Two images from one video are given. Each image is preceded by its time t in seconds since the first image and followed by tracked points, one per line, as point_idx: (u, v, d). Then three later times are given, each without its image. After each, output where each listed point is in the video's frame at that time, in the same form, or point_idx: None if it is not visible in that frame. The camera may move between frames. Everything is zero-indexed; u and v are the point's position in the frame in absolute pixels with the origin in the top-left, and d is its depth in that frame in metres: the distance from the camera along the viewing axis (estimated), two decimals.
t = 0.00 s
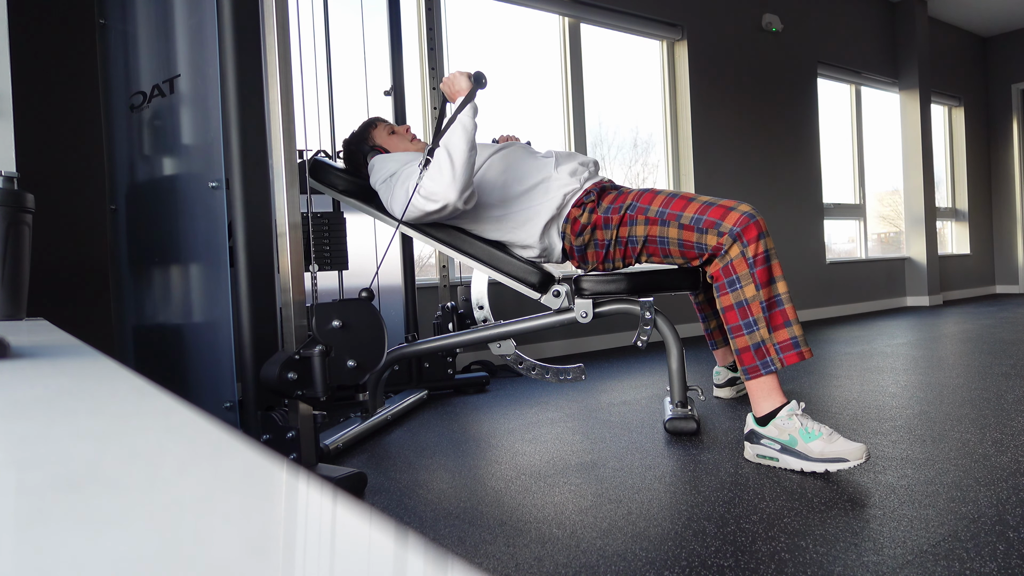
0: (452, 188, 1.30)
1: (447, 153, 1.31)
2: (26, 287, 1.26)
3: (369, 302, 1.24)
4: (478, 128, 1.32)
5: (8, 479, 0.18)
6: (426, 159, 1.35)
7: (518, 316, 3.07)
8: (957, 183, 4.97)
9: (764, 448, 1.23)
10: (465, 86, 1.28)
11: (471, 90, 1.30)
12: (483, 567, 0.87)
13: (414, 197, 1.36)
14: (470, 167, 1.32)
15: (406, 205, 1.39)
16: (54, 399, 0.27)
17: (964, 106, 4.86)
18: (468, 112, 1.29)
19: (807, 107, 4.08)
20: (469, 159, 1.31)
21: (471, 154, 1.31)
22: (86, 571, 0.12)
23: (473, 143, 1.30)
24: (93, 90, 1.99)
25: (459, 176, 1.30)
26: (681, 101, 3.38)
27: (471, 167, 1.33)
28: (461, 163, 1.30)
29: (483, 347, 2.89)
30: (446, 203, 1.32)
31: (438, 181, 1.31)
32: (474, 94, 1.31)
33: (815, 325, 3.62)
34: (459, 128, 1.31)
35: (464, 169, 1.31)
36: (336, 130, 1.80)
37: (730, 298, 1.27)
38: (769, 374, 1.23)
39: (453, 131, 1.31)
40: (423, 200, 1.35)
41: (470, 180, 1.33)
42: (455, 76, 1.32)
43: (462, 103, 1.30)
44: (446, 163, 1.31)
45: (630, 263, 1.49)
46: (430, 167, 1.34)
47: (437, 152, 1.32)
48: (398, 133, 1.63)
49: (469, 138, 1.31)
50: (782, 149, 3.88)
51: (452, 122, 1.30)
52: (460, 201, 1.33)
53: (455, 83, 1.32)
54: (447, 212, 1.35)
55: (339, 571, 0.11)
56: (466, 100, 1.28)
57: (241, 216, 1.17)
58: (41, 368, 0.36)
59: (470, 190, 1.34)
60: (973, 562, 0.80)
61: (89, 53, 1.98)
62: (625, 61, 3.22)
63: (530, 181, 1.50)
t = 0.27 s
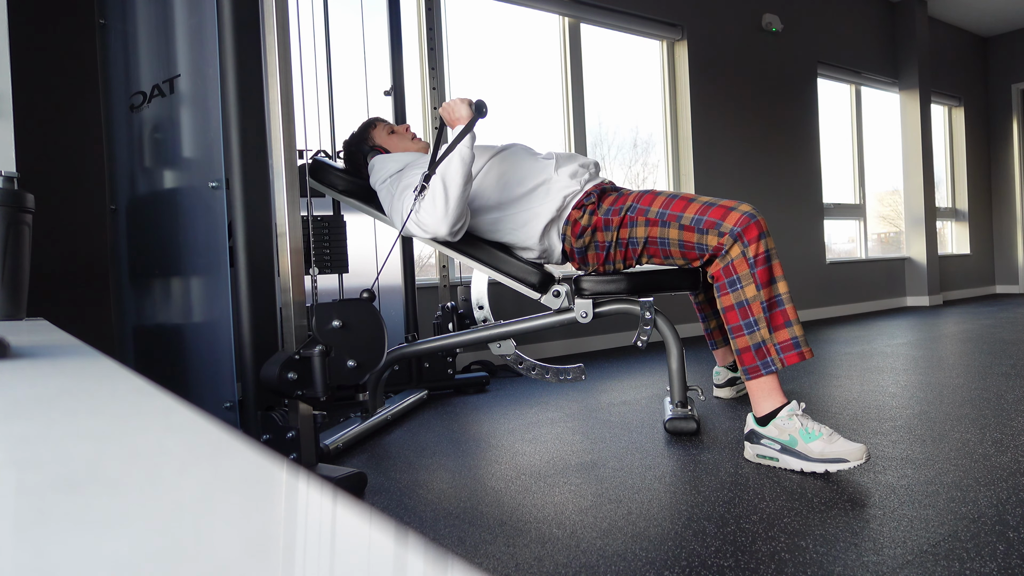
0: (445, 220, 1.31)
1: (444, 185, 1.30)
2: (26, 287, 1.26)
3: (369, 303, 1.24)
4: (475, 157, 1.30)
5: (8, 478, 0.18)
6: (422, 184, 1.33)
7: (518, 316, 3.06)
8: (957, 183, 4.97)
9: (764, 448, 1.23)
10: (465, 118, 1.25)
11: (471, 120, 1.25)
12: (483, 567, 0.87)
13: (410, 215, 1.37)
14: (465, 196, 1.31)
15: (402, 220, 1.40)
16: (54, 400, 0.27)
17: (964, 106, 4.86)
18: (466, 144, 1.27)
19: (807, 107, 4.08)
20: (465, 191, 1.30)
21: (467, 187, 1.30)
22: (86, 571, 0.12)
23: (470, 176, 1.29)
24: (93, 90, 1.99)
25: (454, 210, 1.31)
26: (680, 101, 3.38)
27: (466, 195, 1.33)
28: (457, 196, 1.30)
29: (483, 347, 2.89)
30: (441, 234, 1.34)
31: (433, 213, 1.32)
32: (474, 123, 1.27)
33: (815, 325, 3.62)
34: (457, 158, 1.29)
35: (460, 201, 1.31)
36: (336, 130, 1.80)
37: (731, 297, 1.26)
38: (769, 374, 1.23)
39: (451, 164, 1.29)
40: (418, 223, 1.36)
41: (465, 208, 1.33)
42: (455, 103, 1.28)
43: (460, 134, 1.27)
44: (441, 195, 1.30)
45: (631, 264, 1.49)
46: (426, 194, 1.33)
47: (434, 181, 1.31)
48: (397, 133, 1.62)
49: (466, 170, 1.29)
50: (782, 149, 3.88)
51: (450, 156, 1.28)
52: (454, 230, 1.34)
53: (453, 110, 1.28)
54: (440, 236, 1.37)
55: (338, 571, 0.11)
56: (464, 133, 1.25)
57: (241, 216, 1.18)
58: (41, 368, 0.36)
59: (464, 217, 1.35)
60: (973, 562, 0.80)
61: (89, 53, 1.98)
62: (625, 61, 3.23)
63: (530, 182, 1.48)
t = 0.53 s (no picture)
0: (442, 233, 1.32)
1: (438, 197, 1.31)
2: (26, 287, 1.26)
3: (370, 303, 1.24)
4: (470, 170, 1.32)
5: (8, 478, 0.18)
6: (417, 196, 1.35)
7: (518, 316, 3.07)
8: (957, 183, 4.98)
9: (764, 448, 1.23)
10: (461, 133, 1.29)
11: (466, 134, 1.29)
12: (483, 567, 0.87)
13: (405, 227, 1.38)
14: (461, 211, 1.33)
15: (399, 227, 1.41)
16: (55, 399, 0.27)
17: (964, 106, 4.86)
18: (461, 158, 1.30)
19: (807, 107, 4.08)
20: (460, 205, 1.32)
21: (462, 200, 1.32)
22: (87, 572, 0.12)
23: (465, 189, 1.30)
24: (93, 90, 1.99)
25: (448, 223, 1.32)
26: (680, 101, 3.38)
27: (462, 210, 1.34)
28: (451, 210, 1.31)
29: (484, 347, 2.89)
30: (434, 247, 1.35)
31: (427, 225, 1.33)
32: (469, 137, 1.31)
33: (815, 325, 3.62)
34: (452, 171, 1.31)
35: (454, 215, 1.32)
36: (336, 130, 1.80)
37: (732, 297, 1.26)
38: (770, 375, 1.23)
39: (446, 176, 1.31)
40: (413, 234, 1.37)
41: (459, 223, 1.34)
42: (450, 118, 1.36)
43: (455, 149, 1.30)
44: (438, 209, 1.31)
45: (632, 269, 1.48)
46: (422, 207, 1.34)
47: (429, 193, 1.32)
48: (399, 133, 1.62)
49: (461, 184, 1.31)
50: (782, 149, 3.88)
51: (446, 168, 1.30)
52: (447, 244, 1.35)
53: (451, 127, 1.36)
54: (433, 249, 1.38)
55: (339, 571, 0.11)
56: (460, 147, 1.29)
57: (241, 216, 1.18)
58: (42, 368, 0.36)
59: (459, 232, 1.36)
60: (973, 562, 0.80)
61: (89, 53, 1.98)
62: (625, 61, 3.23)
63: (532, 186, 1.48)
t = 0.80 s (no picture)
0: (442, 244, 1.32)
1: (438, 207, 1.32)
2: (26, 288, 1.26)
3: (370, 303, 1.24)
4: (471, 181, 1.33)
5: (8, 479, 0.18)
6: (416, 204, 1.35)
7: (518, 316, 3.07)
8: (957, 183, 4.97)
9: (764, 448, 1.23)
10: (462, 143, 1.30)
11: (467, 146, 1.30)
12: (483, 567, 0.87)
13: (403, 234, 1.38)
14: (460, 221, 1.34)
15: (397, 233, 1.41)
16: (55, 399, 0.27)
17: (964, 106, 4.86)
18: (462, 168, 1.31)
19: (807, 107, 4.08)
20: (459, 215, 1.32)
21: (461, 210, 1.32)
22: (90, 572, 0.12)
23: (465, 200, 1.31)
24: (93, 90, 1.99)
25: (447, 233, 1.32)
26: (681, 101, 3.38)
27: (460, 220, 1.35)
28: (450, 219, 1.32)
29: (484, 347, 2.89)
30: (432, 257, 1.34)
31: (426, 234, 1.33)
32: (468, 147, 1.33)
33: (816, 326, 3.62)
34: (453, 181, 1.32)
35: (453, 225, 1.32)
36: (336, 130, 1.80)
37: (735, 296, 1.26)
38: (771, 374, 1.23)
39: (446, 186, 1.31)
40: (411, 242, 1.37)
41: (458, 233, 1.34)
42: (449, 128, 1.38)
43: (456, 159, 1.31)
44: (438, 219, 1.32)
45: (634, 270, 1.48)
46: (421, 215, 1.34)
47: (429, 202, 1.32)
48: (400, 132, 1.62)
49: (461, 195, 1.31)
50: (782, 149, 3.88)
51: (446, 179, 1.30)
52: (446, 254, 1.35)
53: (450, 137, 1.37)
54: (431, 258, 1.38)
55: (338, 570, 0.11)
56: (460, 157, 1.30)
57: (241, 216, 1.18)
58: (41, 368, 0.36)
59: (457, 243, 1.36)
60: (973, 562, 0.80)
61: (89, 54, 1.98)
62: (625, 61, 3.22)
63: (534, 188, 1.48)
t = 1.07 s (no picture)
0: (434, 257, 1.33)
1: (432, 219, 1.32)
2: (26, 288, 1.26)
3: (370, 303, 1.24)
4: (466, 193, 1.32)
5: (8, 479, 0.18)
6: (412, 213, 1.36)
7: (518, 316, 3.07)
8: (957, 183, 4.97)
9: (764, 448, 1.24)
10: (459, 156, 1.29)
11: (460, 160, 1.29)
12: (484, 567, 0.87)
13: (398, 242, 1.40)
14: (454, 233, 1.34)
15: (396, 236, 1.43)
16: (54, 400, 0.27)
17: (964, 106, 4.86)
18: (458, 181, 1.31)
19: (807, 107, 4.08)
20: (453, 228, 1.32)
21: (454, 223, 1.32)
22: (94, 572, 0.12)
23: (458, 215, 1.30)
24: (93, 90, 1.99)
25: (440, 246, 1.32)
26: (680, 101, 3.38)
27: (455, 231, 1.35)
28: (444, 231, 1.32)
29: (483, 347, 2.89)
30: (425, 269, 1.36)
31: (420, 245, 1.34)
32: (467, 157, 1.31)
33: (816, 325, 3.62)
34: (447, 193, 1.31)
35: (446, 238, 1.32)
36: (336, 130, 1.80)
37: (735, 296, 1.26)
38: (772, 374, 1.23)
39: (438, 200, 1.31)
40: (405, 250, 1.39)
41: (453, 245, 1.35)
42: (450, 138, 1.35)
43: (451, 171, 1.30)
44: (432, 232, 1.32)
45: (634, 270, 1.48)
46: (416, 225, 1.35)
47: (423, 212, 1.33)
48: (403, 133, 1.62)
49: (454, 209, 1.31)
50: (782, 149, 3.88)
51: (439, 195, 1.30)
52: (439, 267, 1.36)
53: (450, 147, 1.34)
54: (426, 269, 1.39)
55: (340, 570, 0.11)
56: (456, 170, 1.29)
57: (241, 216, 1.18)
58: (42, 369, 0.36)
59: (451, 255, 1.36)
60: (973, 562, 0.80)
61: (89, 54, 1.98)
62: (625, 61, 3.23)
63: (534, 187, 1.48)
